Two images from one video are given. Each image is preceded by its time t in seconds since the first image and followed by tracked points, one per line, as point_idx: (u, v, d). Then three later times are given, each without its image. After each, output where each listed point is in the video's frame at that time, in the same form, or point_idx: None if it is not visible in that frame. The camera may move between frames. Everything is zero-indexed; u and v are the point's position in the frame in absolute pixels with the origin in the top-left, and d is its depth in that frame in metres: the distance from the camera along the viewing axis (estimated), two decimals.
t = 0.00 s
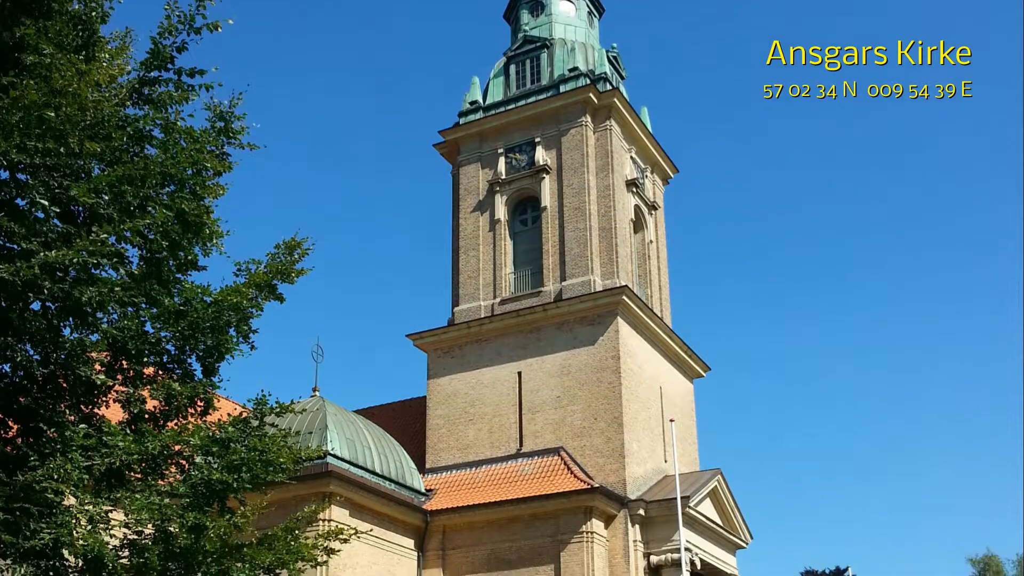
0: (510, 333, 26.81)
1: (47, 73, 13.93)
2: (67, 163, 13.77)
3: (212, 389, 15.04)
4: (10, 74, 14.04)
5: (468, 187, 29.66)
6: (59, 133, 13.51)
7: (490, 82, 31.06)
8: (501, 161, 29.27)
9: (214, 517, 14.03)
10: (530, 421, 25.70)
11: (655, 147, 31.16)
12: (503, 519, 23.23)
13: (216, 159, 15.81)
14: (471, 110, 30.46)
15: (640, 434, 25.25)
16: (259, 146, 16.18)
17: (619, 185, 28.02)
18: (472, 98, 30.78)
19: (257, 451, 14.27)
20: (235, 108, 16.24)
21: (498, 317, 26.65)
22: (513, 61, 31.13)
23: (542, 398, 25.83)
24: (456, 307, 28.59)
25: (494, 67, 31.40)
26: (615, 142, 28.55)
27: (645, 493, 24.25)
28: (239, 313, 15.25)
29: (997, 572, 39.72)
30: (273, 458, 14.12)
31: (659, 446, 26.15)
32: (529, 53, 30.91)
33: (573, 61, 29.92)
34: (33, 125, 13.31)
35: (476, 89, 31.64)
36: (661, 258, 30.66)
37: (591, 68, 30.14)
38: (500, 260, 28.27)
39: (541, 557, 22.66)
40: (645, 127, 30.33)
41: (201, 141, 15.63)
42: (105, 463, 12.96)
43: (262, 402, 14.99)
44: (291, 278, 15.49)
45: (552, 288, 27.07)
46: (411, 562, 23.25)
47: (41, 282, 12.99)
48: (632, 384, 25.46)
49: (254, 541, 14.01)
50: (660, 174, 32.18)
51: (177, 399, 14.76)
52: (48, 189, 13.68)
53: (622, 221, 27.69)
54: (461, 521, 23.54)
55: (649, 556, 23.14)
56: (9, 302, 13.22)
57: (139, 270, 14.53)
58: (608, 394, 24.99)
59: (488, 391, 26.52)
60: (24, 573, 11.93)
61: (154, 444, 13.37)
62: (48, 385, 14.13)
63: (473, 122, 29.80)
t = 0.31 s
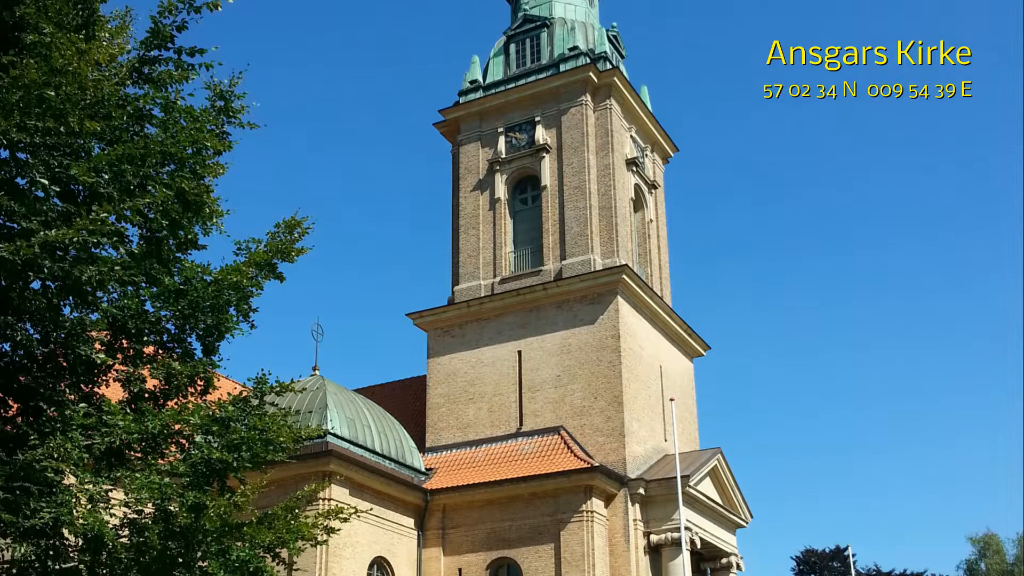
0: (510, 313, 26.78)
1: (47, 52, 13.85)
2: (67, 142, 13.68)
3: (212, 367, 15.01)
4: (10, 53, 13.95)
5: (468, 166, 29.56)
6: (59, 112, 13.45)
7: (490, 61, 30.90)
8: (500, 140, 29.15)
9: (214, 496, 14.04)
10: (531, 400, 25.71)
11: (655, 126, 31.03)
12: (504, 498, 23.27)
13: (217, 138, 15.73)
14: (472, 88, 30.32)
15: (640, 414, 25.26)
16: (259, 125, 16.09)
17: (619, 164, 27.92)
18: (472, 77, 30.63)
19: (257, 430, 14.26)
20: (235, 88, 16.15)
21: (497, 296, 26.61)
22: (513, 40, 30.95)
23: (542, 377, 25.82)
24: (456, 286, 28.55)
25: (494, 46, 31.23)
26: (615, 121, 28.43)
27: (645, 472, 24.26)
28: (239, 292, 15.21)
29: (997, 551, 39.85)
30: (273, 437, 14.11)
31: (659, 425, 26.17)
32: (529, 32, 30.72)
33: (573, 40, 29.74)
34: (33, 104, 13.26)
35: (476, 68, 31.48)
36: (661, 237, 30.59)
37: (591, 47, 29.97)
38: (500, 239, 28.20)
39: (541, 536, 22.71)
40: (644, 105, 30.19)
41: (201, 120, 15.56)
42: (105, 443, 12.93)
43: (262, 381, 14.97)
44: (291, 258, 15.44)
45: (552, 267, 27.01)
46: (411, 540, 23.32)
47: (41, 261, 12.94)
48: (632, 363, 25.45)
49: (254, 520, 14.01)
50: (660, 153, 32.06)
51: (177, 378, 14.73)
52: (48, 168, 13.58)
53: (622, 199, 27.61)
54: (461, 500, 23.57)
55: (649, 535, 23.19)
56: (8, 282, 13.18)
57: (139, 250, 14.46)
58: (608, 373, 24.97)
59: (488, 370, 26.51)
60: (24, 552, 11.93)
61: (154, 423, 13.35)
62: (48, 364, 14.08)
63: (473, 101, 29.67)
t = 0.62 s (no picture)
0: (510, 294, 26.76)
1: (47, 34, 13.79)
2: (67, 123, 13.61)
3: (212, 349, 14.99)
4: (9, 35, 13.85)
5: (468, 147, 29.47)
6: (59, 94, 13.38)
7: (490, 42, 30.75)
8: (500, 121, 29.04)
9: (214, 477, 14.06)
10: (531, 381, 25.71)
11: (655, 107, 30.91)
12: (503, 479, 23.31)
13: (217, 119, 15.66)
14: (472, 70, 30.19)
15: (640, 395, 25.25)
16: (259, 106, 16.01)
17: (619, 145, 27.82)
18: (472, 58, 30.50)
19: (257, 412, 14.26)
20: (235, 69, 16.07)
21: (497, 277, 26.58)
22: (513, 21, 30.78)
23: (542, 358, 25.82)
24: (456, 267, 28.51)
25: (494, 27, 31.07)
26: (615, 103, 28.31)
27: (645, 454, 24.29)
28: (239, 273, 15.18)
29: (997, 532, 39.95)
30: (273, 418, 14.11)
31: (659, 406, 26.19)
32: (529, 13, 30.55)
33: (573, 21, 29.58)
34: (33, 85, 13.16)
35: (476, 49, 31.33)
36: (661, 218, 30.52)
37: (591, 28, 29.81)
38: (500, 220, 28.14)
39: (541, 517, 22.76)
40: (644, 87, 30.06)
41: (201, 101, 15.49)
42: (105, 424, 12.91)
43: (262, 362, 14.95)
44: (291, 239, 15.40)
45: (552, 249, 26.95)
46: (411, 521, 23.39)
47: (41, 243, 12.88)
48: (632, 344, 25.44)
49: (254, 502, 14.03)
50: (660, 134, 31.95)
51: (177, 359, 14.72)
52: (48, 149, 13.49)
53: (622, 181, 27.53)
54: (461, 481, 23.62)
55: (649, 516, 23.23)
56: (8, 263, 13.12)
57: (139, 231, 14.42)
58: (608, 354, 24.96)
59: (488, 351, 26.51)
60: (25, 533, 11.92)
61: (154, 405, 13.33)
62: (48, 345, 14.07)
63: (473, 83, 29.54)
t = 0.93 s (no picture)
0: (510, 275, 26.73)
1: (46, 15, 13.75)
2: (67, 104, 13.53)
3: (212, 330, 14.99)
4: (9, 16, 13.75)
5: (468, 129, 29.37)
6: (59, 75, 13.33)
7: (490, 23, 30.60)
8: (500, 102, 28.93)
9: (214, 458, 14.06)
10: (531, 362, 25.70)
11: (655, 88, 30.78)
12: (504, 460, 23.35)
13: (217, 101, 15.59)
14: (472, 51, 30.06)
15: (640, 376, 25.25)
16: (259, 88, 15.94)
17: (619, 126, 27.72)
18: (472, 39, 30.36)
19: (257, 393, 14.25)
20: (235, 51, 15.99)
21: (497, 259, 26.54)
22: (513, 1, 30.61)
23: (542, 339, 25.80)
24: (456, 248, 28.46)
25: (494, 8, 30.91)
26: (615, 84, 28.19)
27: (645, 434, 24.30)
28: (239, 255, 15.15)
29: (997, 513, 40.01)
30: (273, 400, 14.10)
31: (659, 388, 26.19)
32: None
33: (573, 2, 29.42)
34: (33, 67, 13.09)
35: (476, 30, 31.18)
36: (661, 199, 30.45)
37: (591, 9, 29.65)
38: (500, 201, 28.06)
39: (541, 498, 22.81)
40: (644, 68, 29.93)
41: (201, 82, 15.42)
42: (105, 405, 12.91)
43: (262, 343, 14.93)
44: (291, 220, 15.35)
45: (552, 230, 26.89)
46: (412, 502, 23.45)
47: (41, 224, 12.83)
48: (632, 325, 25.42)
49: (254, 483, 14.02)
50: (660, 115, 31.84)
51: (177, 340, 14.71)
52: (48, 130, 13.43)
53: (622, 162, 27.44)
54: (461, 462, 23.66)
55: (649, 497, 23.28)
56: (8, 244, 13.09)
57: (139, 212, 14.38)
58: (608, 335, 24.94)
59: (488, 332, 26.50)
60: (25, 515, 12.00)
61: (154, 386, 13.33)
62: (48, 326, 14.06)
63: (474, 64, 29.42)
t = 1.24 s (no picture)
0: (510, 254, 26.69)
1: None
2: (67, 84, 13.48)
3: (212, 309, 14.98)
4: None
5: (468, 108, 29.26)
6: (59, 54, 13.26)
7: (491, 2, 30.44)
8: (500, 81, 28.82)
9: (214, 437, 14.07)
10: (531, 342, 25.69)
11: (655, 67, 30.64)
12: (504, 439, 23.39)
13: (217, 80, 15.51)
14: (472, 30, 29.91)
15: (640, 355, 25.25)
16: (259, 67, 15.86)
17: (619, 105, 27.60)
18: (472, 18, 30.21)
19: (257, 371, 14.25)
20: (234, 30, 15.89)
21: (497, 238, 26.50)
22: None
23: (542, 318, 25.79)
24: (456, 227, 28.41)
25: None
26: (615, 63, 28.05)
27: (645, 413, 24.31)
28: (239, 234, 15.10)
29: (997, 492, 40.07)
30: (273, 378, 14.10)
31: (659, 367, 26.20)
32: None
33: None
34: (33, 45, 13.03)
35: (476, 9, 31.01)
36: (661, 178, 30.36)
37: None
38: (500, 180, 27.98)
39: (541, 477, 22.87)
40: (644, 47, 29.78)
41: (200, 62, 15.35)
42: (105, 384, 12.90)
43: (262, 323, 14.91)
44: (291, 199, 15.29)
45: (552, 209, 26.83)
46: (412, 481, 23.51)
47: (42, 203, 12.81)
48: (632, 304, 25.40)
49: (254, 462, 14.03)
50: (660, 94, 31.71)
51: (177, 319, 14.68)
52: (48, 109, 13.36)
53: (622, 141, 27.34)
54: (461, 441, 23.70)
55: (649, 476, 23.33)
56: (9, 223, 13.06)
57: (139, 191, 14.35)
58: (608, 315, 24.92)
59: (488, 311, 26.49)
60: (25, 494, 11.98)
61: (154, 364, 13.33)
62: (48, 306, 14.06)
63: (473, 43, 29.28)
